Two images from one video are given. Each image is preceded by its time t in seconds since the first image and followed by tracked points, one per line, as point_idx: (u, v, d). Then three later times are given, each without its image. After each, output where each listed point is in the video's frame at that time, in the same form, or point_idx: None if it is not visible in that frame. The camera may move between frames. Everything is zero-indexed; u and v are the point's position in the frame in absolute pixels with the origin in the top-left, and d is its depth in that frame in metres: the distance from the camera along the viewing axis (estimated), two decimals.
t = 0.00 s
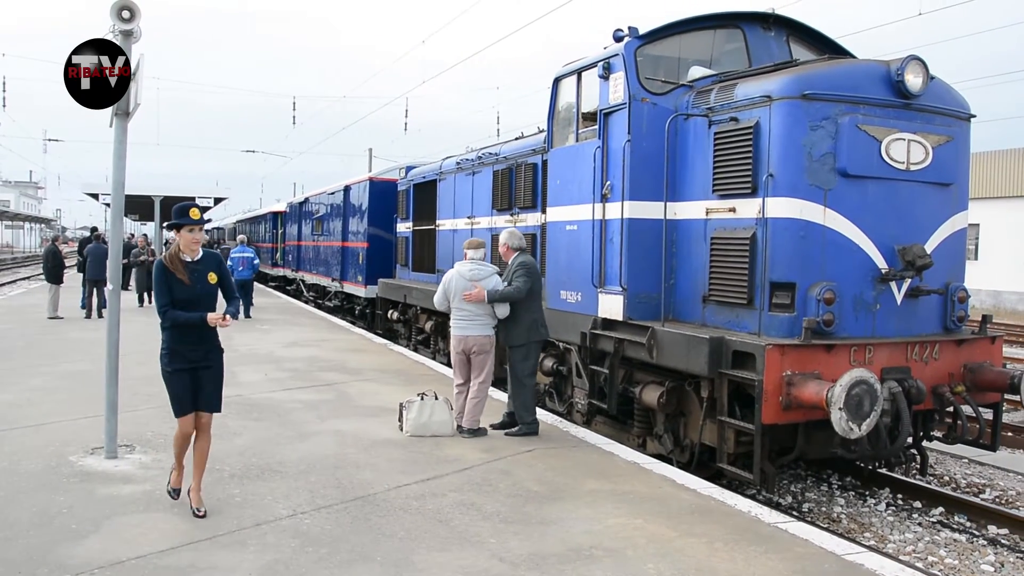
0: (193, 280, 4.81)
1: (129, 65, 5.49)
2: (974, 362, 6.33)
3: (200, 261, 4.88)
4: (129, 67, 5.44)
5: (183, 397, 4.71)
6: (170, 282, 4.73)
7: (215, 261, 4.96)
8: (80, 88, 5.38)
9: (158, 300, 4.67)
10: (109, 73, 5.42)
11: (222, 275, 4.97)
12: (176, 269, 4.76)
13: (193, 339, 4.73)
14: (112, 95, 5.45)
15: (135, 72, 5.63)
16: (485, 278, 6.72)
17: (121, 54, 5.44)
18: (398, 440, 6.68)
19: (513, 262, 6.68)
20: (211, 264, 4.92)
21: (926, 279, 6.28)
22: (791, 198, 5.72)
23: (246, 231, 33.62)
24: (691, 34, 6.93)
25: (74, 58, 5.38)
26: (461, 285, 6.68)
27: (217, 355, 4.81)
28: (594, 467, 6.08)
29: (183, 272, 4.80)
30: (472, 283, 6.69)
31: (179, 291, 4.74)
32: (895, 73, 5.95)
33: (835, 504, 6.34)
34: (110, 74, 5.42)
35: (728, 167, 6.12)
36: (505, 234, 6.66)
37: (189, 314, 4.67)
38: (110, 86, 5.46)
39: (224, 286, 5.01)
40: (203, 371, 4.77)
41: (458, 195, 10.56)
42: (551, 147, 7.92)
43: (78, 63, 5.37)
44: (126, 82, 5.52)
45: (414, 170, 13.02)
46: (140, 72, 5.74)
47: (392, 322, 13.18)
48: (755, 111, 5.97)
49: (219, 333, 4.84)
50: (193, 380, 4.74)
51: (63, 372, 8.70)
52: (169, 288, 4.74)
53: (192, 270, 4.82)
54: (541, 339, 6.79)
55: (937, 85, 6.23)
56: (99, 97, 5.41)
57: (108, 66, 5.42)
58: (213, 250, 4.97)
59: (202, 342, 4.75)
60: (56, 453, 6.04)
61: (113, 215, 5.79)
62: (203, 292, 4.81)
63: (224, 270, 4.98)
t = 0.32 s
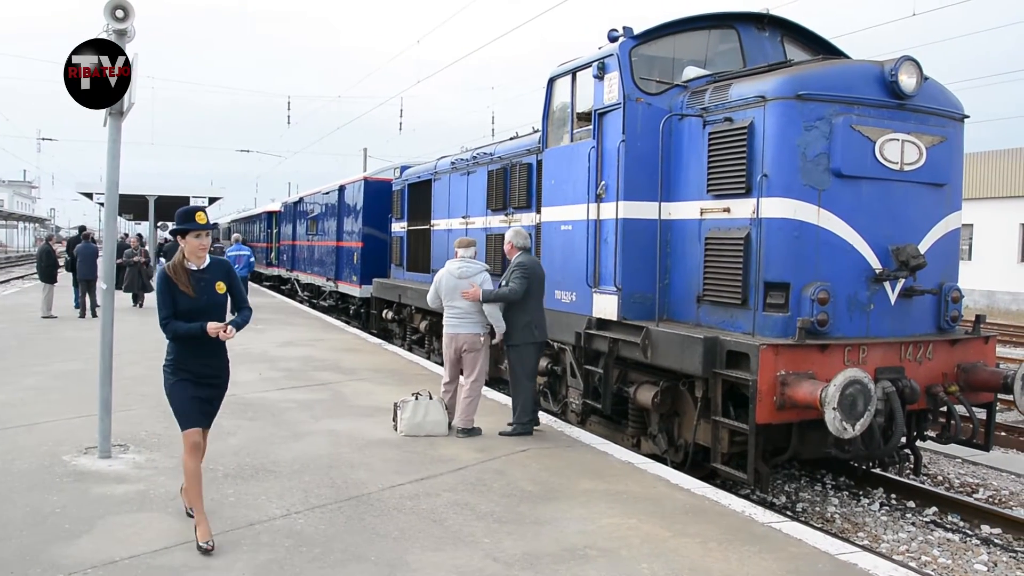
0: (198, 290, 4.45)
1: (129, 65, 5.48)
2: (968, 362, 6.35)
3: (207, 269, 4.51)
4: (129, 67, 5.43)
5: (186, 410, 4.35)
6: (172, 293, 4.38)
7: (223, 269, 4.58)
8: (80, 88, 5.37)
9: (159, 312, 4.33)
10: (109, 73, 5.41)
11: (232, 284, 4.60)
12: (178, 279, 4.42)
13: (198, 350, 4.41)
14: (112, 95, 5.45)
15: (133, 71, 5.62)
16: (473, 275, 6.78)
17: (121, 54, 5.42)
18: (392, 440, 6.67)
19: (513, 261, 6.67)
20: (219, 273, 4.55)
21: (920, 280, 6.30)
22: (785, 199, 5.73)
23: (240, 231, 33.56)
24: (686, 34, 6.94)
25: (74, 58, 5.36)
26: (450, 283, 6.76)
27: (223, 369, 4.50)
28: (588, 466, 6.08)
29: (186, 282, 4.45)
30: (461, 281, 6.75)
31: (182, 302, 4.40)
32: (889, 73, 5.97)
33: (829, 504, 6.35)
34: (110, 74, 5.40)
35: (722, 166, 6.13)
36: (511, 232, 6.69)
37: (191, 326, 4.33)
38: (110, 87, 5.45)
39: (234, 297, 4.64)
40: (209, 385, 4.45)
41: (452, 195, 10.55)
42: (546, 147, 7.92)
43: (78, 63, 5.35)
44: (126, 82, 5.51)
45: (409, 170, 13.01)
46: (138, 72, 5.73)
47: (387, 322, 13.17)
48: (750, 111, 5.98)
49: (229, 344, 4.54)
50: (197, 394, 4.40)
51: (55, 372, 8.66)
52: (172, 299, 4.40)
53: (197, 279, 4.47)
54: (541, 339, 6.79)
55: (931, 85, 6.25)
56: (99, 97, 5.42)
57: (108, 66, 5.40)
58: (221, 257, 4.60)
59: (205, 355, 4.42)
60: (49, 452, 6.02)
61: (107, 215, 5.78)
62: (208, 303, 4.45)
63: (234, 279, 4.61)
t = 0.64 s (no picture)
0: (212, 285, 4.17)
1: (129, 65, 5.45)
2: (961, 360, 6.36)
3: (219, 262, 4.23)
4: (129, 67, 5.40)
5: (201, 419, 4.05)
6: (184, 290, 4.08)
7: (234, 262, 4.31)
8: (80, 88, 5.36)
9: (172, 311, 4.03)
10: (109, 73, 5.38)
11: (242, 278, 4.34)
12: (191, 275, 4.10)
13: (213, 350, 4.12)
14: (112, 96, 5.43)
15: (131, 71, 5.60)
16: (456, 274, 6.81)
17: (121, 54, 5.39)
18: (386, 440, 6.66)
19: (514, 260, 6.67)
20: (231, 266, 4.28)
21: (913, 278, 6.31)
22: (778, 198, 5.74)
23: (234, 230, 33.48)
24: (680, 33, 6.94)
25: (74, 58, 5.33)
26: (435, 283, 6.82)
27: (239, 370, 4.21)
28: (583, 466, 6.08)
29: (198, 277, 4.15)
30: (445, 279, 6.80)
31: (197, 300, 4.11)
32: (882, 72, 5.98)
33: (823, 503, 6.36)
34: (110, 74, 5.37)
35: (715, 166, 6.13)
36: (515, 231, 6.71)
37: (211, 324, 4.05)
38: (110, 87, 5.43)
39: (244, 292, 4.38)
40: (226, 389, 4.16)
41: (446, 194, 10.54)
42: (539, 146, 7.92)
43: (78, 63, 5.32)
44: (124, 82, 5.49)
45: (402, 169, 12.99)
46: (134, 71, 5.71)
47: (381, 321, 13.15)
48: (743, 111, 5.98)
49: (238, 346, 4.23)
50: (214, 399, 4.11)
51: (48, 372, 8.63)
52: (185, 297, 4.09)
53: (210, 274, 4.17)
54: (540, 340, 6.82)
55: (924, 85, 6.26)
56: (99, 97, 5.40)
57: (108, 66, 5.38)
58: (231, 249, 4.32)
59: (221, 355, 4.14)
60: (41, 453, 6.00)
61: (100, 214, 5.76)
62: (222, 299, 4.17)
63: (245, 273, 4.35)
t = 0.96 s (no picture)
0: (241, 296, 3.74)
1: (129, 65, 5.43)
2: (955, 358, 6.37)
3: (246, 270, 3.80)
4: (129, 67, 5.39)
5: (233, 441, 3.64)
6: (215, 302, 3.63)
7: (259, 268, 3.89)
8: (81, 88, 5.34)
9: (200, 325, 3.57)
10: (109, 73, 5.36)
11: (266, 287, 3.94)
12: (221, 283, 3.63)
13: (241, 364, 3.70)
14: (112, 96, 5.41)
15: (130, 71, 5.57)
16: (441, 271, 6.86)
17: (121, 54, 5.37)
18: (381, 439, 6.64)
19: (517, 258, 6.65)
20: (257, 274, 3.86)
21: (907, 277, 6.31)
22: (772, 195, 5.73)
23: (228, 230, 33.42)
24: (674, 31, 6.94)
25: (74, 58, 5.31)
26: (420, 281, 6.88)
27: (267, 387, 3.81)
28: (577, 465, 6.07)
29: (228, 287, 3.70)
30: (429, 277, 6.86)
31: (227, 313, 3.66)
32: (877, 70, 5.97)
33: (818, 501, 6.37)
34: (110, 74, 5.35)
35: (709, 164, 6.13)
36: (517, 231, 6.73)
37: (247, 339, 3.63)
38: (110, 87, 5.41)
39: (267, 303, 3.98)
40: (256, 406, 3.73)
41: (440, 193, 10.53)
42: (534, 145, 7.92)
43: (78, 63, 5.30)
44: (123, 82, 5.47)
45: (396, 168, 12.98)
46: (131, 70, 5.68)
47: (375, 320, 13.13)
48: (737, 109, 5.98)
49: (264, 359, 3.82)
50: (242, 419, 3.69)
51: (41, 373, 8.60)
52: (214, 309, 3.64)
53: (238, 282, 3.74)
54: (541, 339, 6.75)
55: (918, 83, 6.27)
56: (99, 97, 5.39)
57: (108, 66, 5.35)
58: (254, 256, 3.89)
59: (251, 371, 3.73)
60: (35, 453, 5.98)
61: (94, 213, 5.73)
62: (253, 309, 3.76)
63: (268, 282, 3.95)
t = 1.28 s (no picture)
0: (265, 305, 3.49)
1: (129, 65, 5.41)
2: (951, 356, 6.37)
3: (272, 276, 3.55)
4: (129, 67, 5.37)
5: (262, 457, 3.42)
6: (234, 312, 3.41)
7: (290, 275, 3.63)
8: (81, 88, 5.33)
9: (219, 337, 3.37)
10: (109, 73, 5.34)
11: (299, 292, 3.68)
12: (242, 290, 3.39)
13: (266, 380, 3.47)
14: (112, 96, 5.38)
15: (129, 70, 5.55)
16: (432, 270, 6.90)
17: (121, 54, 5.35)
18: (376, 439, 6.63)
19: (512, 258, 6.63)
20: (287, 279, 3.61)
21: (903, 274, 6.31)
22: (768, 193, 5.73)
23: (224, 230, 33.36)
24: (669, 29, 6.93)
25: (74, 58, 5.30)
26: (412, 280, 6.94)
27: (295, 399, 3.57)
28: (573, 464, 6.06)
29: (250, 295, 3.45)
30: (422, 276, 6.91)
31: (248, 322, 3.44)
32: (872, 68, 5.97)
33: (814, 499, 6.37)
34: (110, 74, 5.34)
35: (705, 163, 6.12)
36: (513, 230, 6.72)
37: (268, 351, 3.41)
38: (110, 87, 5.39)
39: (300, 308, 3.73)
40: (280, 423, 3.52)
41: (436, 192, 10.52)
42: (529, 144, 7.91)
43: (78, 63, 5.29)
44: (123, 82, 5.45)
45: (391, 167, 12.97)
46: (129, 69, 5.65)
47: (371, 320, 13.12)
48: (732, 107, 5.97)
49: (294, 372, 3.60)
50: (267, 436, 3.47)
51: (36, 373, 8.57)
52: (235, 318, 3.42)
53: (262, 290, 3.49)
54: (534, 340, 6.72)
55: (914, 81, 6.27)
56: (98, 97, 5.36)
57: (108, 66, 5.34)
58: (284, 260, 3.64)
59: (277, 387, 3.50)
60: (29, 453, 5.96)
61: (89, 213, 5.71)
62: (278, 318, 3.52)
63: (301, 287, 3.69)
